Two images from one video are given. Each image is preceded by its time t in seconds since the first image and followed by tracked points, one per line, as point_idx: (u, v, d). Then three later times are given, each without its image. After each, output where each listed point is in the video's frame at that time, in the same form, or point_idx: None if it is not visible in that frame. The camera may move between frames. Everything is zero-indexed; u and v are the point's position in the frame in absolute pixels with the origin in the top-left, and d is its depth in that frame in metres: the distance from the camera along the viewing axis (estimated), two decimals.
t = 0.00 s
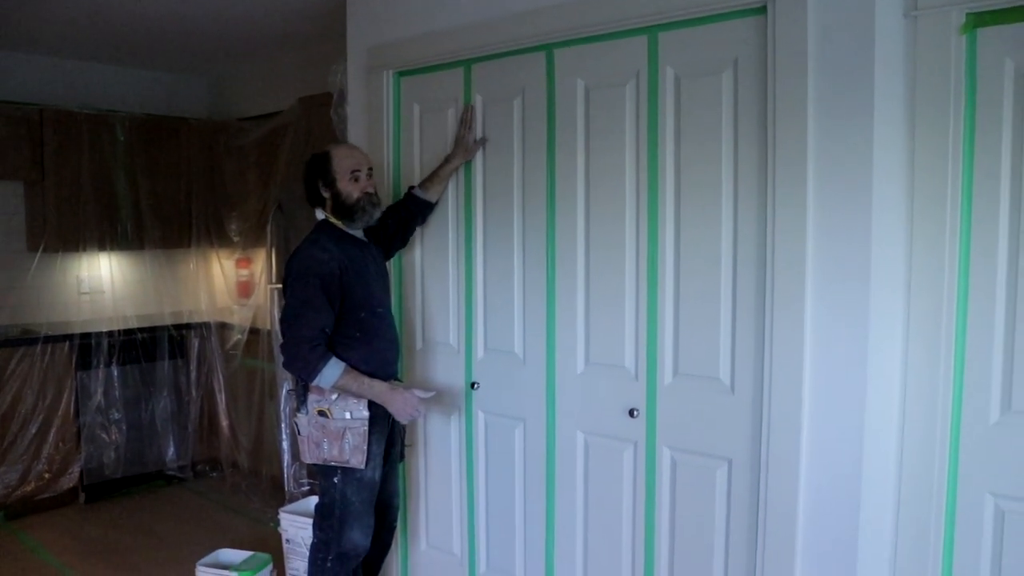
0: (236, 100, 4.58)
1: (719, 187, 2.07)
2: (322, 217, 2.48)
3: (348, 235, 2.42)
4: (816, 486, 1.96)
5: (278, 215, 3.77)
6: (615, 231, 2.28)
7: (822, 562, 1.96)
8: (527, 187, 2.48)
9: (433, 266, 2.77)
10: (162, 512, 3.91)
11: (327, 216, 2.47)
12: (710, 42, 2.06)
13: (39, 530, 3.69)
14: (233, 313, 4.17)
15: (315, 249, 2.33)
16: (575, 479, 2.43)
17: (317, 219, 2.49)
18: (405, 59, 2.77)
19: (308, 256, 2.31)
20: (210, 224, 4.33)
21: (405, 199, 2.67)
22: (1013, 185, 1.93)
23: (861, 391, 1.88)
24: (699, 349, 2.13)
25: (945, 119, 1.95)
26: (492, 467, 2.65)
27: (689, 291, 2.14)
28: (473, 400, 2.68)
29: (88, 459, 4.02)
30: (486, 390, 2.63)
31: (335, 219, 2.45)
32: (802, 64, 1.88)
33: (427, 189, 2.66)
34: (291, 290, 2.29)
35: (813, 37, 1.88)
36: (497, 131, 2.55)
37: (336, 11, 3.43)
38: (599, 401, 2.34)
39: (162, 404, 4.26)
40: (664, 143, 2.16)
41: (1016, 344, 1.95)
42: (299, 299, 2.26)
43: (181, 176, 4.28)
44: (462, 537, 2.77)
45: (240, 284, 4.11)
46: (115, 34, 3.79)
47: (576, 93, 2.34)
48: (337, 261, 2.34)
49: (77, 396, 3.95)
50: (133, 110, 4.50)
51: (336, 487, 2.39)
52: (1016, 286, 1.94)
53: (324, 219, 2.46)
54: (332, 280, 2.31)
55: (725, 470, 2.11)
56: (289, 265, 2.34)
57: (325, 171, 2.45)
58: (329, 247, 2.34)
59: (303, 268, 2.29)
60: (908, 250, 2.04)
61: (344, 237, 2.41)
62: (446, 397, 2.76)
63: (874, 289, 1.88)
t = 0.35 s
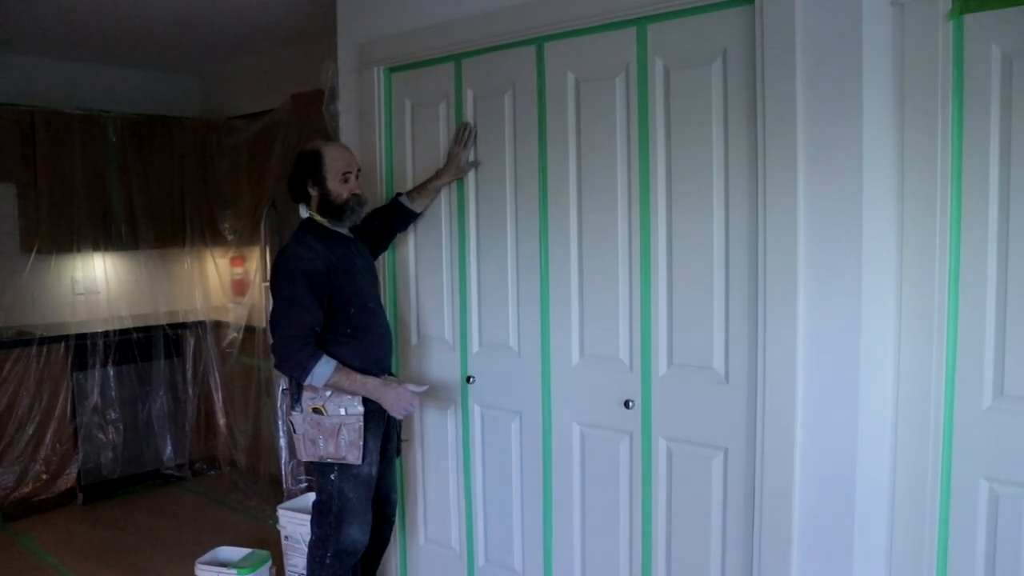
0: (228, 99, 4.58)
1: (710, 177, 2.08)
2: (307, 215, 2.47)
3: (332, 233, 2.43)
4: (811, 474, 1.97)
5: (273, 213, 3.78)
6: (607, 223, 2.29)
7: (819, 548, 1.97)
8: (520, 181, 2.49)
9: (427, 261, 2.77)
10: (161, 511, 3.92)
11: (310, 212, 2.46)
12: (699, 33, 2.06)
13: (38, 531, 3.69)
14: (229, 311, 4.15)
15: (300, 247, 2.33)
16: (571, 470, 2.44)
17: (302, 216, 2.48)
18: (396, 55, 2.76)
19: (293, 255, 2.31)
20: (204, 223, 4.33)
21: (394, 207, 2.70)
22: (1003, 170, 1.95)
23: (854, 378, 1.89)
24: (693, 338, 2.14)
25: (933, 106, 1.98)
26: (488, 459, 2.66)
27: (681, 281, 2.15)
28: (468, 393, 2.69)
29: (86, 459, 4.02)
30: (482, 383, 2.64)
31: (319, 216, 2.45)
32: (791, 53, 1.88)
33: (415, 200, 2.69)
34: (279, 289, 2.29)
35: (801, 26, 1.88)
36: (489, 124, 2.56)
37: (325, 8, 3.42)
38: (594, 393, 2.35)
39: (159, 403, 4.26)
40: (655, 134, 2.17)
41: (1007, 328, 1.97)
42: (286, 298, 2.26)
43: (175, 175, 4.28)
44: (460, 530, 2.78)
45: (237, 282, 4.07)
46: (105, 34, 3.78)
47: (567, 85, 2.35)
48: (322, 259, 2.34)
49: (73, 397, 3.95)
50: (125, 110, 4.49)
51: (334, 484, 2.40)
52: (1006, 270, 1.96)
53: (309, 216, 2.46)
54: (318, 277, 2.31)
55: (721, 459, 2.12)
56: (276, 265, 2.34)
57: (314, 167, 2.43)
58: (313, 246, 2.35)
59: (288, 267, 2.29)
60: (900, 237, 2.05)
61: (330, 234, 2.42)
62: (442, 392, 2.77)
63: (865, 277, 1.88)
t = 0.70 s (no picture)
0: (232, 86, 4.57)
1: (715, 171, 2.07)
2: (309, 201, 2.45)
3: (331, 220, 2.41)
4: (811, 471, 1.96)
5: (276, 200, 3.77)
6: (611, 215, 2.29)
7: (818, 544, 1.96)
8: (524, 173, 2.49)
9: (430, 250, 2.77)
10: (161, 497, 3.93)
11: (316, 199, 2.42)
12: (708, 26, 2.05)
13: (38, 514, 3.70)
14: (231, 299, 4.16)
15: (298, 236, 2.32)
16: (571, 462, 2.44)
17: (304, 201, 2.45)
18: (402, 44, 2.76)
19: (291, 244, 2.30)
20: (207, 210, 4.32)
21: (389, 186, 2.69)
22: (1010, 169, 1.93)
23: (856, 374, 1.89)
24: (695, 332, 2.14)
25: (941, 103, 1.98)
26: (489, 449, 2.66)
27: (684, 274, 2.15)
28: (469, 383, 2.69)
29: (86, 444, 4.03)
30: (483, 373, 2.64)
31: (325, 204, 2.42)
32: (800, 48, 1.88)
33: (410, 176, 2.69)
34: (276, 277, 2.29)
35: (810, 20, 1.87)
36: (495, 115, 2.55)
37: None
38: (596, 385, 2.35)
39: (159, 389, 4.26)
40: (661, 127, 2.16)
41: (1010, 327, 1.96)
42: (284, 286, 2.27)
43: (178, 161, 4.27)
44: (459, 520, 2.78)
45: (239, 270, 4.07)
46: (110, 20, 3.77)
47: (573, 77, 2.34)
48: (320, 248, 2.33)
49: (74, 382, 3.95)
50: (129, 96, 4.48)
51: (332, 471, 2.40)
52: (1010, 269, 1.95)
53: (313, 202, 2.43)
54: (317, 266, 2.31)
55: (721, 453, 2.12)
56: (273, 254, 2.33)
57: (346, 161, 2.36)
58: (311, 234, 2.33)
59: (287, 255, 2.29)
60: (904, 232, 2.05)
61: (326, 220, 2.39)
62: (443, 381, 2.77)
63: (869, 273, 1.88)
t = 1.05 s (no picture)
0: (231, 70, 4.54)
1: (717, 147, 2.06)
2: (313, 179, 2.41)
3: (334, 199, 2.39)
4: (815, 446, 1.96)
5: (276, 182, 3.75)
6: (613, 192, 2.27)
7: (822, 518, 1.96)
8: (525, 152, 2.47)
9: (431, 230, 2.76)
10: (166, 480, 3.95)
11: (320, 177, 2.39)
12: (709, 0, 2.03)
13: (44, 499, 3.72)
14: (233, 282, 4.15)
15: (300, 216, 2.31)
16: (574, 441, 2.45)
17: (308, 180, 2.41)
18: (400, 23, 2.73)
19: (293, 224, 2.29)
20: (208, 194, 4.31)
21: (392, 167, 2.67)
22: (1015, 142, 1.92)
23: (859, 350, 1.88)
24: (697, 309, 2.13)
25: (944, 78, 1.97)
26: (492, 429, 2.67)
27: (686, 251, 2.14)
28: (472, 363, 2.69)
29: (91, 429, 4.04)
30: (486, 353, 2.64)
31: (328, 182, 2.39)
32: (802, 21, 1.85)
33: (412, 157, 2.67)
34: (279, 257, 2.29)
35: None
36: (495, 93, 2.53)
37: None
38: (598, 363, 2.35)
39: (163, 373, 4.26)
40: (662, 103, 2.15)
41: (1015, 301, 1.95)
42: (286, 266, 2.26)
43: (178, 145, 4.25)
44: (463, 500, 2.79)
45: (240, 254, 4.06)
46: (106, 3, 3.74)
47: (573, 54, 2.32)
48: (323, 228, 2.32)
49: (78, 366, 3.96)
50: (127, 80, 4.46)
51: (335, 452, 2.40)
52: (1015, 242, 1.94)
53: (316, 179, 2.39)
54: (318, 246, 2.30)
55: (724, 430, 2.12)
56: (275, 235, 2.33)
57: (357, 144, 2.35)
58: (313, 214, 2.32)
59: (289, 235, 2.28)
60: (908, 207, 2.04)
61: (330, 202, 2.38)
62: (445, 362, 2.77)
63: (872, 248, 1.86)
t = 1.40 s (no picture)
0: (224, 54, 4.50)
1: (712, 126, 2.04)
2: (310, 161, 2.39)
3: (330, 181, 2.38)
4: (810, 427, 1.96)
5: (270, 166, 3.73)
6: (608, 173, 2.26)
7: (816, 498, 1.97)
8: (519, 134, 2.46)
9: (426, 212, 2.75)
10: (163, 465, 3.95)
11: (318, 159, 2.38)
12: None
13: (41, 485, 3.72)
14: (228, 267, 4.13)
15: (297, 196, 2.30)
16: (570, 423, 2.45)
17: (304, 161, 2.40)
18: (394, 4, 2.70)
19: (290, 205, 2.28)
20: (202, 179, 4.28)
21: (393, 147, 2.65)
22: (1011, 121, 1.91)
23: (854, 331, 1.87)
24: (692, 290, 2.13)
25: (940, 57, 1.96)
26: (488, 411, 2.67)
27: (681, 232, 2.13)
28: (468, 346, 2.69)
29: (86, 415, 4.03)
30: (481, 336, 2.64)
31: (326, 164, 2.38)
32: None
33: (417, 139, 2.64)
34: (274, 237, 2.28)
35: None
36: (489, 75, 2.52)
37: None
38: (594, 345, 2.35)
39: (158, 358, 4.26)
40: (657, 83, 2.13)
41: (1010, 281, 1.95)
42: (283, 247, 2.25)
43: (171, 129, 4.23)
44: (459, 482, 2.80)
45: (235, 238, 4.04)
46: None
47: (568, 34, 2.30)
48: (319, 209, 2.31)
49: (73, 352, 3.95)
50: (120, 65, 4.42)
51: (331, 435, 2.40)
52: (1011, 222, 1.93)
53: (314, 161, 2.38)
54: (315, 228, 2.29)
55: (720, 411, 2.12)
56: (271, 216, 2.32)
57: (357, 126, 2.33)
58: (310, 195, 2.31)
59: (284, 217, 2.27)
60: (903, 188, 2.04)
61: (325, 183, 2.37)
62: (440, 345, 2.77)
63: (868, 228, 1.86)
